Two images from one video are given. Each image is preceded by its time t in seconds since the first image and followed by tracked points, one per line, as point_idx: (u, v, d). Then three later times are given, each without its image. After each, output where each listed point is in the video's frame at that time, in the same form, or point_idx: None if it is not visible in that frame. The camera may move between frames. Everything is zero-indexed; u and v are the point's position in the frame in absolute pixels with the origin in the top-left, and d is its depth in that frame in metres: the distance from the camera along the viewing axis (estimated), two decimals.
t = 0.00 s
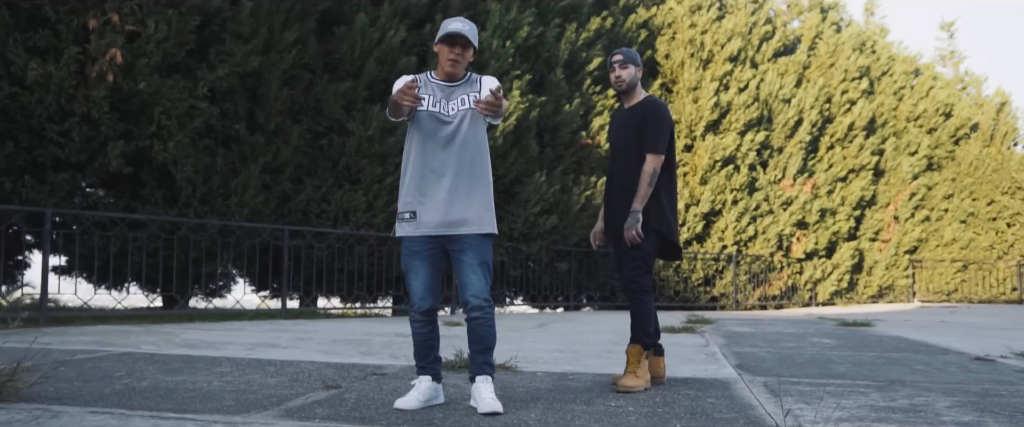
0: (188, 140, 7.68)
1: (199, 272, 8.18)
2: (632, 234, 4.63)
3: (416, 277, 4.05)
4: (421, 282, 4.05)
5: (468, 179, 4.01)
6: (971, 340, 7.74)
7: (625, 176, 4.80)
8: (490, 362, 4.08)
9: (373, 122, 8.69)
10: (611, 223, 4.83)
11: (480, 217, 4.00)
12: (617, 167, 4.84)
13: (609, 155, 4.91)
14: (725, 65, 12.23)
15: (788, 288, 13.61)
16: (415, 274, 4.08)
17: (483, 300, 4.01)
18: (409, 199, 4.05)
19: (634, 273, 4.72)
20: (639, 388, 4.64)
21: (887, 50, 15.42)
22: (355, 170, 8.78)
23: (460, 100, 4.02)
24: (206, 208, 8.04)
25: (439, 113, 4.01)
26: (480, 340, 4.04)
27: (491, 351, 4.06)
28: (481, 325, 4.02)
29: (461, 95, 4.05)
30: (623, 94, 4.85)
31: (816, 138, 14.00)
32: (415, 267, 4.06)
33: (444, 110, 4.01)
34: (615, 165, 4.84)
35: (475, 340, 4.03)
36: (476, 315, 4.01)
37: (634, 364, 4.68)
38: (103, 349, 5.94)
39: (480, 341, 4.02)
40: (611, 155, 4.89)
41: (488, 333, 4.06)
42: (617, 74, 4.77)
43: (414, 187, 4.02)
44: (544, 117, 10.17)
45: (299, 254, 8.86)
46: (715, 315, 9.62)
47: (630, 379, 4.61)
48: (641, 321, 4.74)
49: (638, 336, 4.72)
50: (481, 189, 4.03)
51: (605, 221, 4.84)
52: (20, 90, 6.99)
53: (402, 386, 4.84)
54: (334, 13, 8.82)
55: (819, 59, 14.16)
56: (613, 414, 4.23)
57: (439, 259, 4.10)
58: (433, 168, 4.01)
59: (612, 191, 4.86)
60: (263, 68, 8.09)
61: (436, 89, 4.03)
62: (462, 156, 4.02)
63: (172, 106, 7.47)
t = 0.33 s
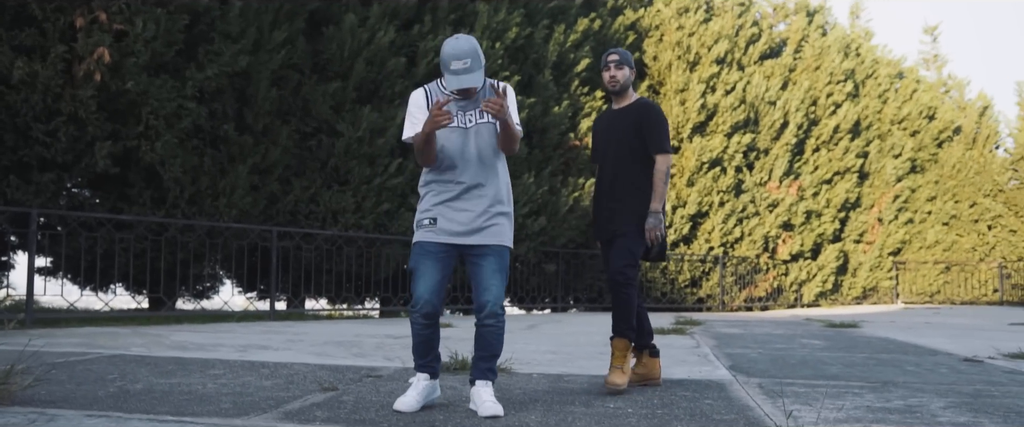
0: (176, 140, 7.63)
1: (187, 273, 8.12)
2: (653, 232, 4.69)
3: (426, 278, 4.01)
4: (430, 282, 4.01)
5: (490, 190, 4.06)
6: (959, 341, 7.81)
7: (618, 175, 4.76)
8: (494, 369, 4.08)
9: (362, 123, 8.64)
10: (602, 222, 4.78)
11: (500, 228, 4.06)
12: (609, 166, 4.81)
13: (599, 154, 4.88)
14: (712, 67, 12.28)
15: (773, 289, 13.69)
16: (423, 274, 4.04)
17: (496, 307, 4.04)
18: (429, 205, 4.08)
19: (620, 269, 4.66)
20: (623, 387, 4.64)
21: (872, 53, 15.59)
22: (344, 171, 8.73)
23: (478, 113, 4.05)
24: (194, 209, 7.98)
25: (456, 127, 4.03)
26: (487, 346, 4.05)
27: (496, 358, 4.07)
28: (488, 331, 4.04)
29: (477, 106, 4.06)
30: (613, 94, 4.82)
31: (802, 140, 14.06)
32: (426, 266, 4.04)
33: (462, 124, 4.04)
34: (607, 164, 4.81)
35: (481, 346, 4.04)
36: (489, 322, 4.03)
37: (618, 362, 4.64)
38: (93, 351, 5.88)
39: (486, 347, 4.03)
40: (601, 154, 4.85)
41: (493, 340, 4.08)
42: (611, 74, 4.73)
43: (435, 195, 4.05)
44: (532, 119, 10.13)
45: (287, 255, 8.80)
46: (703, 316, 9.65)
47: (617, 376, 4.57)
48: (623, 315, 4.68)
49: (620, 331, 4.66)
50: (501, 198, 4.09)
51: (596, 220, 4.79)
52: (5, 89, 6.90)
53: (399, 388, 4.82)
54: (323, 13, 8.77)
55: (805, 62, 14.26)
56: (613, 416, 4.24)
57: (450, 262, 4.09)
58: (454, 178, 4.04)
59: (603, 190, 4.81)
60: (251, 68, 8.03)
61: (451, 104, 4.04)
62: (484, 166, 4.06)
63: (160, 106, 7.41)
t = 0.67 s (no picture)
0: (159, 140, 7.55)
1: (171, 274, 8.05)
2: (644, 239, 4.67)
3: (400, 282, 3.97)
4: (404, 286, 3.97)
5: (458, 196, 3.92)
6: (941, 343, 7.88)
7: (609, 173, 4.75)
8: (484, 371, 4.02)
9: (348, 124, 8.60)
10: (588, 220, 4.76)
11: (466, 236, 3.89)
12: (598, 164, 4.79)
13: (588, 153, 4.84)
14: (696, 70, 12.32)
15: (756, 291, 13.78)
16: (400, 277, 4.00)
17: (471, 312, 3.91)
18: (408, 209, 4.04)
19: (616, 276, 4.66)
20: (613, 394, 4.63)
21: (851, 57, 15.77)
22: (329, 172, 8.69)
23: (447, 120, 3.93)
24: (178, 210, 7.90)
25: (427, 134, 3.98)
26: (473, 350, 3.97)
27: (484, 360, 4.01)
28: (470, 335, 3.94)
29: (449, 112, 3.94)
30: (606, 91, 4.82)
31: (784, 143, 14.13)
32: (400, 270, 3.99)
33: (433, 131, 3.97)
34: (598, 161, 4.79)
35: (469, 351, 3.97)
36: (465, 326, 3.92)
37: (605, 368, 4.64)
38: (78, 354, 5.79)
39: (471, 351, 3.95)
40: (591, 150, 4.83)
41: (478, 344, 3.99)
42: (610, 72, 4.72)
43: (411, 200, 4.00)
44: (517, 120, 10.11)
45: (271, 256, 8.74)
46: (687, 318, 9.68)
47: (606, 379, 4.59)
48: (616, 327, 4.70)
49: (611, 341, 4.67)
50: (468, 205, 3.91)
51: (582, 218, 4.76)
52: None
53: (392, 390, 4.80)
54: (308, 13, 8.71)
55: (787, 66, 14.33)
56: (609, 417, 4.24)
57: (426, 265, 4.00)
58: (427, 183, 3.97)
59: (591, 187, 4.78)
60: (236, 68, 7.96)
61: (424, 110, 3.98)
62: (455, 173, 3.94)
63: (143, 105, 7.33)
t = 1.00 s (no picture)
0: (144, 141, 7.47)
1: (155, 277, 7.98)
2: (627, 230, 4.57)
3: (400, 282, 3.91)
4: (405, 286, 3.91)
5: (452, 193, 3.87)
6: (925, 344, 7.95)
7: (604, 171, 4.71)
8: (483, 370, 3.94)
9: (333, 126, 8.54)
10: (581, 217, 4.70)
11: (466, 233, 3.86)
12: (592, 160, 4.74)
13: (581, 149, 4.77)
14: (680, 73, 12.35)
15: (738, 294, 13.87)
16: (398, 278, 3.94)
17: (472, 307, 3.87)
18: (398, 205, 3.94)
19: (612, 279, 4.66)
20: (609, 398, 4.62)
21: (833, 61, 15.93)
22: (315, 174, 8.64)
23: (444, 110, 3.89)
24: (162, 212, 7.81)
25: (420, 125, 3.91)
26: (472, 347, 3.91)
27: (483, 358, 3.93)
28: (471, 331, 3.88)
29: (446, 102, 3.90)
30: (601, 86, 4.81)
31: (767, 147, 14.24)
32: (399, 271, 3.93)
33: (426, 122, 3.91)
34: (593, 158, 4.74)
35: (467, 349, 3.90)
36: (467, 322, 3.87)
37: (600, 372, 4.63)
38: (63, 357, 5.69)
39: (470, 347, 3.88)
40: (584, 144, 4.76)
41: (477, 340, 3.92)
42: (608, 65, 4.71)
43: (402, 196, 3.91)
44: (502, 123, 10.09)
45: (256, 258, 8.67)
46: (672, 320, 9.70)
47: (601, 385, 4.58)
48: (609, 332, 4.73)
49: (606, 345, 4.69)
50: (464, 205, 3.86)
51: (576, 215, 4.69)
52: None
53: (388, 393, 4.76)
54: (294, 14, 8.64)
55: (769, 69, 14.41)
56: (608, 419, 4.23)
57: (425, 263, 3.95)
58: (421, 178, 3.89)
59: (585, 183, 4.73)
60: (221, 68, 7.88)
61: (419, 98, 3.93)
62: (452, 167, 3.88)
63: (127, 105, 7.25)
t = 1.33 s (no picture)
0: (131, 141, 7.39)
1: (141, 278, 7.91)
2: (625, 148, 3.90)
3: (413, 286, 3.73)
4: (418, 290, 3.73)
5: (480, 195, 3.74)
6: (913, 345, 8.00)
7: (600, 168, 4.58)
8: (491, 378, 3.82)
9: (321, 127, 8.45)
10: (579, 216, 4.56)
11: (493, 236, 3.75)
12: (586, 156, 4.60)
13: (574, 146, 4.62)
14: (666, 75, 12.41)
15: (725, 296, 13.90)
16: (410, 281, 3.76)
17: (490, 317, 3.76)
18: (418, 207, 3.77)
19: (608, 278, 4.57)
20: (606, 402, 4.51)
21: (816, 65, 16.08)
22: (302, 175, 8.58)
23: (469, 111, 3.76)
24: (148, 213, 7.74)
25: (445, 125, 3.76)
26: (480, 355, 3.79)
27: (492, 366, 3.81)
28: (484, 340, 3.76)
29: (470, 102, 3.78)
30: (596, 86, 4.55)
31: (752, 149, 14.31)
32: (413, 273, 3.75)
33: (451, 122, 3.75)
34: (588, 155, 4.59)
35: (475, 356, 3.78)
36: (481, 332, 3.75)
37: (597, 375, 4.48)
38: (52, 360, 5.60)
39: (482, 356, 3.76)
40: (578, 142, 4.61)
41: (488, 348, 3.81)
42: (604, 60, 4.47)
43: (424, 199, 3.74)
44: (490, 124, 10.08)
45: (244, 260, 8.62)
46: (660, 322, 9.71)
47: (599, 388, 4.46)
48: (603, 335, 4.58)
49: (601, 348, 4.54)
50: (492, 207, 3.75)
51: (574, 215, 4.54)
52: None
53: (386, 395, 4.72)
54: (281, 14, 8.59)
55: (754, 72, 14.50)
56: (610, 421, 4.21)
57: (440, 268, 3.80)
58: (446, 179, 3.73)
59: (581, 181, 4.59)
60: (209, 68, 7.79)
61: (442, 99, 3.78)
62: (480, 167, 3.73)
63: (114, 105, 7.16)
